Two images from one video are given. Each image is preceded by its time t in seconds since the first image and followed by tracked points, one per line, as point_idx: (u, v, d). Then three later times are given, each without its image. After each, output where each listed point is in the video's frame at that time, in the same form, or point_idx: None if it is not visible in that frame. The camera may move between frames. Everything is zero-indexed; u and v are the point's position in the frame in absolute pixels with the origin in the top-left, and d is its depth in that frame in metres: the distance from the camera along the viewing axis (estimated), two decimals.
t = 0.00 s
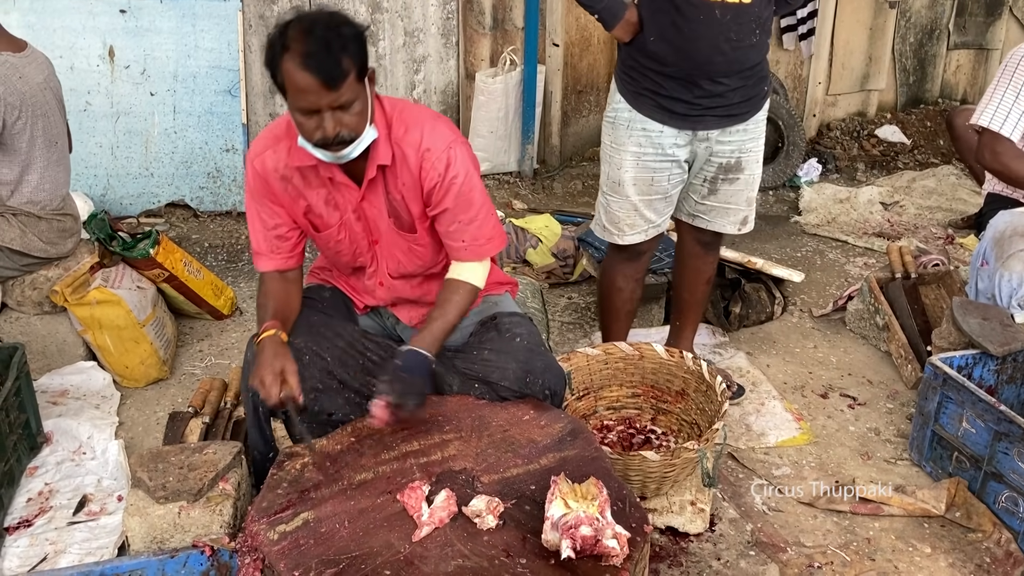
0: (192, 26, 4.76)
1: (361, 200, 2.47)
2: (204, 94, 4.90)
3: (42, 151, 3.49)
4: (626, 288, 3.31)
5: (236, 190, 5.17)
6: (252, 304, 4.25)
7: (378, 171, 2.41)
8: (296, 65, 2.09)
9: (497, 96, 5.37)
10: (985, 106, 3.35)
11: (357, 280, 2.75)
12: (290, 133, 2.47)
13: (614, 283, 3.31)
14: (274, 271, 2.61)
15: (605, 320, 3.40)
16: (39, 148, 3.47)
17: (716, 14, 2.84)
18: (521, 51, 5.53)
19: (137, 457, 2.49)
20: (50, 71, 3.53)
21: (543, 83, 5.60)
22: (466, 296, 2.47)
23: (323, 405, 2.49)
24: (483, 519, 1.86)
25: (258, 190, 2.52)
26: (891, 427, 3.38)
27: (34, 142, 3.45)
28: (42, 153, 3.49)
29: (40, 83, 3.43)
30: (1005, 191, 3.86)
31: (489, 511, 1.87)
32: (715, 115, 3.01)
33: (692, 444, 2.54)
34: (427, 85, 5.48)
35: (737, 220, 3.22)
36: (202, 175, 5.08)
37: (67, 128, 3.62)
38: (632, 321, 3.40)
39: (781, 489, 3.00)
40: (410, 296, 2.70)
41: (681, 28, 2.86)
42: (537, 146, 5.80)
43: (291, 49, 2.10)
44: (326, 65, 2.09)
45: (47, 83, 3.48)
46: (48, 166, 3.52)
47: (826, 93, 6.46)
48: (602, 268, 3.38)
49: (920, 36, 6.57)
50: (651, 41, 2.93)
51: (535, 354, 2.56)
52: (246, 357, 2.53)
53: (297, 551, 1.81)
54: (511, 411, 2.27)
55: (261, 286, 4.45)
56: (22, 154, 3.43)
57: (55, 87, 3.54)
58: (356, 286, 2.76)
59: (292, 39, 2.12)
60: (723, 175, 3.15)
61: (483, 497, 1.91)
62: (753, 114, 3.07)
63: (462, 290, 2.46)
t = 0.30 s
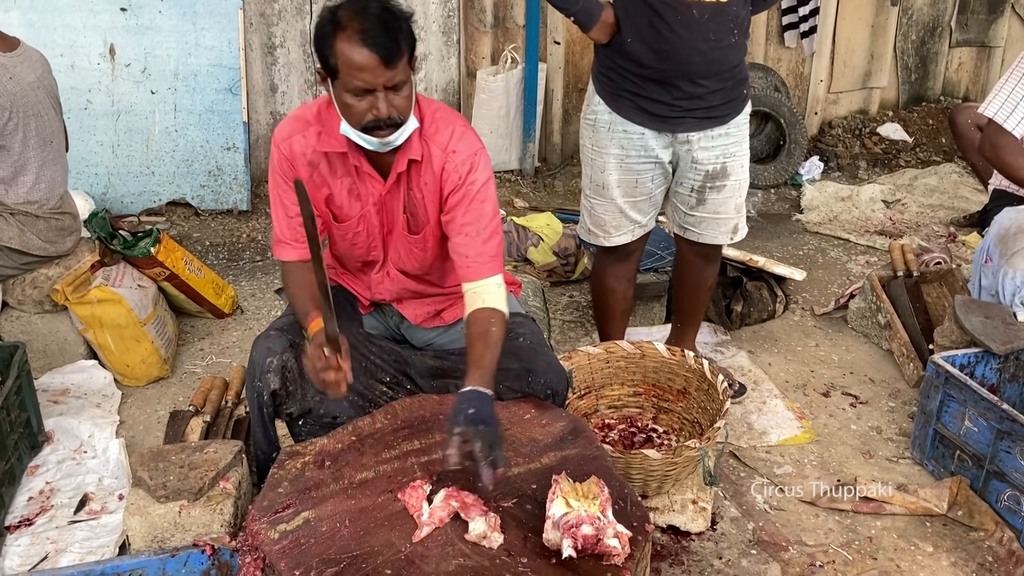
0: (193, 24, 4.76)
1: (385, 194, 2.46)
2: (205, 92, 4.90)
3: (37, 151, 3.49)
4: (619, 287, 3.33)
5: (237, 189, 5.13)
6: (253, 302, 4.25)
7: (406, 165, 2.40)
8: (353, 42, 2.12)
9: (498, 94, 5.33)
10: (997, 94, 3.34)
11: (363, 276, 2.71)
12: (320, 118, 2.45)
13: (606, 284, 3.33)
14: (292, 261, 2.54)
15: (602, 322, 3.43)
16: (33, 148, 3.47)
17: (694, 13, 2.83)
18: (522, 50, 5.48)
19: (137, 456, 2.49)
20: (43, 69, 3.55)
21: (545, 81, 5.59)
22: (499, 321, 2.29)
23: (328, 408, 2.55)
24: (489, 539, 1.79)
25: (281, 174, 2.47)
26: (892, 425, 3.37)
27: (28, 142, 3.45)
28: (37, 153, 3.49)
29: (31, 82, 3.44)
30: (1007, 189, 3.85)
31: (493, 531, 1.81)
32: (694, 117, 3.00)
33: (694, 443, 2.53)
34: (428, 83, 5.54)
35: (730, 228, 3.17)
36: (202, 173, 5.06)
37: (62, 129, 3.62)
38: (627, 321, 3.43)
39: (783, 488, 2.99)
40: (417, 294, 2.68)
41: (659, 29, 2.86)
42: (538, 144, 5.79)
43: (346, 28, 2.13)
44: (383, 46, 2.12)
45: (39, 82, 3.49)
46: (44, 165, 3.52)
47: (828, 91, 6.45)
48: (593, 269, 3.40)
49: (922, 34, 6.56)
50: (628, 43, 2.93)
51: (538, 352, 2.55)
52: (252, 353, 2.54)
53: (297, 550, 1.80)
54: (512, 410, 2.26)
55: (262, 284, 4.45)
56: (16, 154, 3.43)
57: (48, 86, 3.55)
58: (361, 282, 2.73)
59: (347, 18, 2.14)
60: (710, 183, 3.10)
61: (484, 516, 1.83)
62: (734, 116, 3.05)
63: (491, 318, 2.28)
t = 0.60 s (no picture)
0: (194, 23, 4.75)
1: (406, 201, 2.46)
2: (207, 91, 4.89)
3: (33, 150, 3.49)
4: (613, 288, 3.33)
5: (238, 187, 5.13)
6: (254, 301, 4.24)
7: (434, 175, 2.40)
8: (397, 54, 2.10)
9: (501, 93, 5.14)
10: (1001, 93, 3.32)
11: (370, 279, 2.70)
12: (352, 117, 2.46)
13: (600, 285, 3.33)
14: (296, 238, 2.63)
15: (599, 324, 3.44)
16: (28, 147, 3.47)
17: (674, 14, 2.83)
18: (524, 48, 5.47)
19: (139, 455, 2.49)
20: (37, 68, 3.55)
21: (546, 80, 5.58)
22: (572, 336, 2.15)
23: (332, 412, 2.58)
24: (492, 542, 1.79)
25: (304, 165, 2.49)
26: (894, 424, 3.37)
27: (23, 141, 3.45)
28: (33, 152, 3.49)
29: (26, 81, 3.44)
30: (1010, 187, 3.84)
31: (497, 533, 1.80)
32: (678, 116, 3.00)
33: (696, 442, 2.53)
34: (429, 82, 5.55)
35: (738, 226, 3.08)
36: (204, 172, 5.06)
37: (57, 127, 3.63)
38: (624, 321, 3.42)
39: (784, 487, 2.99)
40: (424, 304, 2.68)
41: (639, 30, 2.86)
42: (539, 143, 5.79)
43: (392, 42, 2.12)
44: (429, 65, 2.10)
45: (34, 81, 3.50)
46: (40, 164, 3.52)
47: (830, 89, 6.44)
48: (586, 270, 3.39)
49: (924, 32, 6.55)
50: (609, 44, 2.94)
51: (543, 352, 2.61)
52: (257, 355, 2.53)
53: (299, 550, 1.80)
54: (513, 409, 2.26)
55: (264, 283, 4.45)
56: (12, 153, 3.43)
57: (43, 84, 3.56)
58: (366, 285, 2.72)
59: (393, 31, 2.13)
60: (714, 176, 3.06)
61: (486, 519, 1.83)
62: (725, 110, 3.04)
63: (564, 331, 2.15)
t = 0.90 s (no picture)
0: (196, 22, 4.76)
1: (434, 165, 2.47)
2: (208, 90, 4.90)
3: (34, 150, 3.49)
4: (614, 289, 3.35)
5: (240, 187, 5.14)
6: (255, 300, 4.25)
7: (466, 135, 2.44)
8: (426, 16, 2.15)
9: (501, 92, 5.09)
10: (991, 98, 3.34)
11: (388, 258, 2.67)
12: (378, 87, 2.48)
13: (601, 286, 3.36)
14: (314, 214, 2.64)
15: (600, 323, 3.46)
16: (30, 146, 3.47)
17: (670, 13, 2.82)
18: (525, 47, 5.47)
19: (140, 455, 2.49)
20: (37, 67, 3.56)
21: (548, 79, 5.58)
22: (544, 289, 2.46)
23: (350, 411, 2.54)
24: (494, 541, 1.79)
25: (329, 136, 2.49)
26: (895, 423, 3.37)
27: (24, 141, 3.45)
28: (35, 151, 3.50)
29: (27, 81, 3.45)
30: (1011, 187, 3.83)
31: (498, 532, 1.80)
32: (676, 119, 2.99)
33: (697, 441, 2.53)
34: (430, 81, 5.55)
35: (724, 234, 3.10)
36: (205, 172, 5.06)
37: (58, 127, 3.63)
38: (625, 320, 3.45)
39: (785, 487, 2.99)
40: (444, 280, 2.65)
41: (635, 31, 2.85)
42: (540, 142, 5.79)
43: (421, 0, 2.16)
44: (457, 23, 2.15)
45: (34, 80, 3.51)
46: (41, 163, 3.53)
47: (831, 88, 6.43)
48: (587, 271, 3.42)
49: (925, 31, 6.55)
50: (606, 46, 2.93)
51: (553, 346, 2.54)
52: (278, 349, 2.47)
53: (300, 549, 1.80)
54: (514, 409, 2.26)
55: (265, 283, 4.45)
56: (13, 153, 3.43)
57: (43, 83, 3.57)
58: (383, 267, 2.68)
59: None
60: (703, 185, 3.05)
61: (487, 518, 1.83)
62: (718, 118, 3.03)
63: (540, 285, 2.45)
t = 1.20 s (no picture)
0: (197, 22, 4.77)
1: (445, 136, 2.53)
2: (209, 90, 4.90)
3: (34, 149, 3.50)
4: (612, 288, 3.36)
5: (241, 187, 5.14)
6: (255, 300, 4.25)
7: (475, 106, 2.52)
8: None
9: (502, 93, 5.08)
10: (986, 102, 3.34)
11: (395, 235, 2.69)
12: (387, 63, 2.52)
13: (600, 285, 3.36)
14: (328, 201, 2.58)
15: (600, 323, 3.47)
16: (30, 145, 3.48)
17: (664, 15, 2.82)
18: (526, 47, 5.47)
19: (141, 454, 2.50)
20: (37, 68, 3.57)
21: (549, 79, 5.59)
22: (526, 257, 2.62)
23: (372, 402, 2.50)
24: (494, 541, 1.79)
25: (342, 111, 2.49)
26: (896, 423, 3.37)
27: (25, 140, 3.46)
28: (35, 150, 3.50)
29: (27, 80, 3.46)
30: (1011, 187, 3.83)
31: (498, 532, 1.80)
32: (670, 120, 2.98)
33: (697, 440, 2.53)
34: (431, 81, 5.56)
35: (718, 235, 3.11)
36: (206, 172, 5.06)
37: (58, 126, 3.63)
38: (624, 320, 3.46)
39: (785, 486, 2.99)
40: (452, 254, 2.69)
41: (628, 31, 2.86)
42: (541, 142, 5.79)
43: None
44: None
45: (35, 80, 3.51)
46: (42, 162, 3.53)
47: (832, 88, 6.43)
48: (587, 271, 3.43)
49: (926, 31, 6.55)
50: (600, 46, 2.94)
51: (560, 335, 2.53)
52: (300, 343, 2.41)
53: (301, 549, 1.80)
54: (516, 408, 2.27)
55: (267, 283, 4.45)
56: (14, 152, 3.44)
57: (43, 83, 3.58)
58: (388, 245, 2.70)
59: None
60: (695, 187, 3.06)
61: (488, 517, 1.83)
62: (713, 119, 3.03)
63: (525, 255, 2.60)
